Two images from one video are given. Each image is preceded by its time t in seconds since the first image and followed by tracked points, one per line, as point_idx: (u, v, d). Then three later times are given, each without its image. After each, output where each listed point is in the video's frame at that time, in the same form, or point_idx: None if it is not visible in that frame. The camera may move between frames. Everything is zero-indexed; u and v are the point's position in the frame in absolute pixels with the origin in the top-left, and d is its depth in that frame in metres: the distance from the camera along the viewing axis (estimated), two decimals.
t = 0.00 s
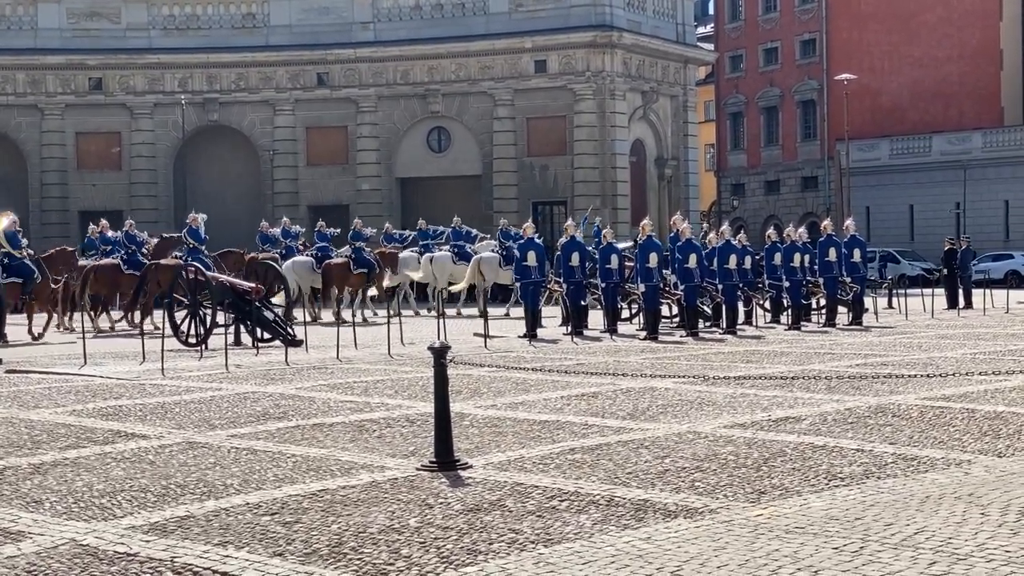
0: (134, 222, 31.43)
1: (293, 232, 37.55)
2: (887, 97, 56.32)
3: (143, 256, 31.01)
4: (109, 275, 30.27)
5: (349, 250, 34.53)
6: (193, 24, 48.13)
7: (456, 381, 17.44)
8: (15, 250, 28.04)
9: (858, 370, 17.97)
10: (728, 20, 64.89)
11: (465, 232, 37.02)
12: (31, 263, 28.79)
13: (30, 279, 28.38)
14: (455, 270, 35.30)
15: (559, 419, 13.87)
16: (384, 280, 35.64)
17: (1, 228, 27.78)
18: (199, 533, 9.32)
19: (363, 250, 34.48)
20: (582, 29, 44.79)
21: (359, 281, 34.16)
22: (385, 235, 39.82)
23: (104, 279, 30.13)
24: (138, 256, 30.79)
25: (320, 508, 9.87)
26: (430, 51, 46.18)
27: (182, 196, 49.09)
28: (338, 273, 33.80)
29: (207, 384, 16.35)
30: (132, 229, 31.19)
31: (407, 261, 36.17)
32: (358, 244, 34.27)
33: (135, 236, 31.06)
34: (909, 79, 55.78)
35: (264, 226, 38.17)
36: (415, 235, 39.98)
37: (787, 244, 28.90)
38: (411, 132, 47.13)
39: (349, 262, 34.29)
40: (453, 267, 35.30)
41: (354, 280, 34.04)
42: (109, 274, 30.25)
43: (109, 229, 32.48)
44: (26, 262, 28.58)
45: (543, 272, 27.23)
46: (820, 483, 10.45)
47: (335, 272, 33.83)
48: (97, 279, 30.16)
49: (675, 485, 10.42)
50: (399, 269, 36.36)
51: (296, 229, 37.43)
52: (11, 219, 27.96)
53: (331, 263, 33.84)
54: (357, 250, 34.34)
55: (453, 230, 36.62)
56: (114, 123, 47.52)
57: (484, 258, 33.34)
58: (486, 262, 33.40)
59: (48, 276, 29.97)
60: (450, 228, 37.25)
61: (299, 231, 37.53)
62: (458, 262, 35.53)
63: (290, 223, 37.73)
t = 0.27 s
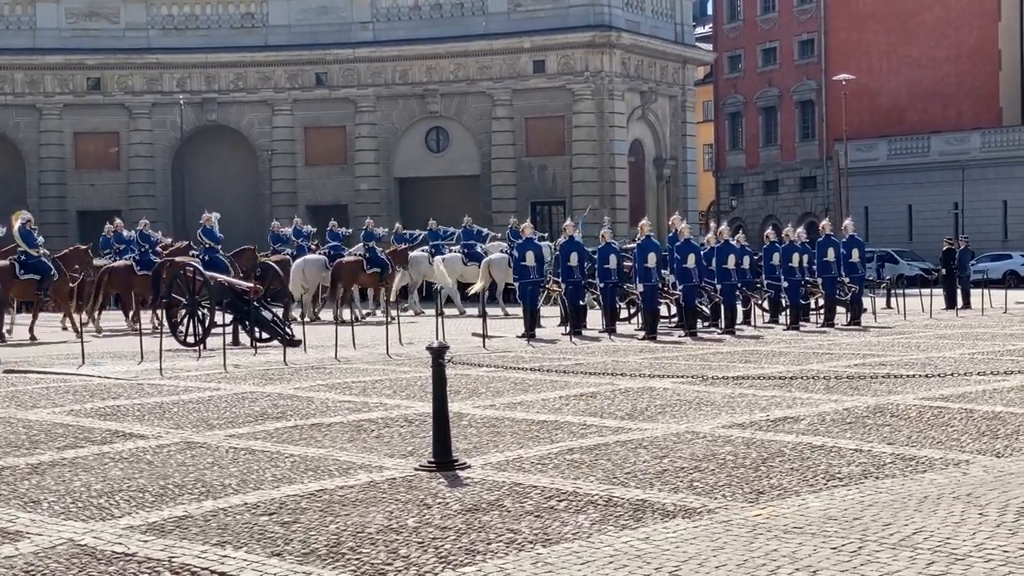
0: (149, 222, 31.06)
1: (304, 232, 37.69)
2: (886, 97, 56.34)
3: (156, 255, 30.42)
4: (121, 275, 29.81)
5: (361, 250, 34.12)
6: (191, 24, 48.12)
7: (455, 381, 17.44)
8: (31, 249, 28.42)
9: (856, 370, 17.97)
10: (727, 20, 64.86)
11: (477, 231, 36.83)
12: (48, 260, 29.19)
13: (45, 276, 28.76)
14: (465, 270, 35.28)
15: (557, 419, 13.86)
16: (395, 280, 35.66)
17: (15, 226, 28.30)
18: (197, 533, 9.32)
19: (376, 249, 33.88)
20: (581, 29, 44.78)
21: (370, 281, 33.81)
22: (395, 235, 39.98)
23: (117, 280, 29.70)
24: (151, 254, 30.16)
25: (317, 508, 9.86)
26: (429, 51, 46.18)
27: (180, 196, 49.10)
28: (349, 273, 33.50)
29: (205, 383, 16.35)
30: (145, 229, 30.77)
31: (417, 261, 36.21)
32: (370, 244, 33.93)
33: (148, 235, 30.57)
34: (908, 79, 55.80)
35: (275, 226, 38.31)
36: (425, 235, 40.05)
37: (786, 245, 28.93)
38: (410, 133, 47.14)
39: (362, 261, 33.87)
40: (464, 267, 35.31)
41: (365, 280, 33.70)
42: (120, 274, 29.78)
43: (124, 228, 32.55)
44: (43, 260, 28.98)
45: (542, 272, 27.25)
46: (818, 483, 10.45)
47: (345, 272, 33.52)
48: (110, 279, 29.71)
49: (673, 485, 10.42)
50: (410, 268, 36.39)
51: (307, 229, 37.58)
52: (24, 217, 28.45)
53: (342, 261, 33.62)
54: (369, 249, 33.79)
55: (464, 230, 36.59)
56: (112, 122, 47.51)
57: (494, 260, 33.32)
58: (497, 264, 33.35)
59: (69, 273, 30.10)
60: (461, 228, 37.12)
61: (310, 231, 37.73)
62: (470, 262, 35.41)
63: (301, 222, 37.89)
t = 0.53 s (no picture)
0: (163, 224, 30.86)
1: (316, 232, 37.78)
2: (883, 98, 56.39)
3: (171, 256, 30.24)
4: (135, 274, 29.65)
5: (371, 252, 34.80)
6: (189, 23, 48.09)
7: (452, 381, 17.43)
8: (48, 250, 28.40)
9: (854, 370, 17.97)
10: (725, 21, 64.85)
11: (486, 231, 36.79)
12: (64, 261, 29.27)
13: (62, 276, 28.78)
14: (475, 270, 35.28)
15: (554, 419, 13.86)
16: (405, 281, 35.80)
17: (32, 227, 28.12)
18: (194, 533, 9.31)
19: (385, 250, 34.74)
20: (579, 29, 44.78)
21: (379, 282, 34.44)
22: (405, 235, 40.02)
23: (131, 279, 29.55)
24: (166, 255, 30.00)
25: (316, 509, 9.85)
26: (426, 51, 46.18)
27: (178, 196, 49.10)
28: (358, 271, 34.07)
29: (202, 384, 16.34)
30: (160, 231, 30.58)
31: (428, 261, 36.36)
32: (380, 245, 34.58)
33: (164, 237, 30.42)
34: (904, 80, 56.01)
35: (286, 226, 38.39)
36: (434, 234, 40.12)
37: (784, 245, 28.93)
38: (407, 133, 47.14)
39: (371, 262, 34.54)
40: (474, 267, 35.31)
41: (374, 280, 34.32)
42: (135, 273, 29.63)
43: (137, 229, 32.36)
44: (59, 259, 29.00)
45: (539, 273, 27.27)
46: (816, 483, 10.46)
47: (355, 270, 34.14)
48: (123, 279, 29.57)
49: (670, 486, 10.42)
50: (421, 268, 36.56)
51: (319, 229, 37.66)
52: (41, 218, 28.27)
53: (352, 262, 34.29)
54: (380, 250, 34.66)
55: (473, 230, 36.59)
56: (109, 122, 47.49)
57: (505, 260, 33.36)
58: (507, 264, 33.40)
59: (81, 273, 29.98)
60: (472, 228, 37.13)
61: (322, 231, 37.78)
62: (480, 262, 35.42)
63: (313, 223, 37.98)
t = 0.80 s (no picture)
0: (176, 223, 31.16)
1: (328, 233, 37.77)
2: (880, 99, 56.42)
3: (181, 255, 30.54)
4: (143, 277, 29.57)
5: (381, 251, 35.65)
6: (187, 24, 48.08)
7: (449, 381, 17.45)
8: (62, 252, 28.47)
9: (852, 371, 17.96)
10: (722, 21, 64.85)
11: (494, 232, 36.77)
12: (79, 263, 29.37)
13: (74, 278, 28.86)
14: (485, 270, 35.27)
15: (551, 420, 13.85)
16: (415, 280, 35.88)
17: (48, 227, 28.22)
18: (192, 534, 9.30)
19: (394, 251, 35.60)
20: (576, 30, 44.78)
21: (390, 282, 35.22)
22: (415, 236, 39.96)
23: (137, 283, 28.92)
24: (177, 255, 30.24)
25: (313, 509, 9.85)
26: (424, 52, 46.17)
27: (176, 197, 49.07)
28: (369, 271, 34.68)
29: (199, 385, 16.34)
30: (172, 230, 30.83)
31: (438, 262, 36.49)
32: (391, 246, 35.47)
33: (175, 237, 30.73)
34: (902, 81, 56.06)
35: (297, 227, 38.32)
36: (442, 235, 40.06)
37: (782, 246, 28.93)
38: (405, 134, 47.14)
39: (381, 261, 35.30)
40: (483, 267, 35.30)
41: (385, 279, 35.01)
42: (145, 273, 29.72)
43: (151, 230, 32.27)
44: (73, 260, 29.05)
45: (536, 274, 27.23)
46: (813, 484, 10.47)
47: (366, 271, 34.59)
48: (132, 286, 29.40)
49: (668, 487, 10.41)
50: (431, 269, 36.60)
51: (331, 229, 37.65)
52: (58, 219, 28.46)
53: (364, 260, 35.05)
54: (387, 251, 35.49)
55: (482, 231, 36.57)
56: (106, 123, 47.47)
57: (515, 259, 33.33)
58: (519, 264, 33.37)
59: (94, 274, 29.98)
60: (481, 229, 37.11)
61: (334, 231, 37.74)
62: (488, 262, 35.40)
63: (325, 223, 37.96)
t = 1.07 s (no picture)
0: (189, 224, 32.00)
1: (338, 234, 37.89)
2: (878, 100, 56.46)
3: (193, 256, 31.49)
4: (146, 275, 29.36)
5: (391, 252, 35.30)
6: (185, 24, 48.06)
7: (445, 382, 17.49)
8: (76, 251, 28.82)
9: (850, 373, 17.95)
10: (720, 22, 64.89)
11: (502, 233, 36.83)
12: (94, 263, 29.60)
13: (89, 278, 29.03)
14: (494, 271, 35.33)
15: (549, 421, 13.84)
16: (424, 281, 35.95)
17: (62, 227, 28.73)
18: (189, 535, 9.30)
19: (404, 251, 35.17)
20: (574, 30, 44.80)
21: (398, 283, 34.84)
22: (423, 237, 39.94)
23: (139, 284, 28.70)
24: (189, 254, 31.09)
25: (311, 510, 9.85)
26: (422, 53, 46.18)
27: (173, 198, 49.06)
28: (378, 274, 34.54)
29: (197, 385, 16.34)
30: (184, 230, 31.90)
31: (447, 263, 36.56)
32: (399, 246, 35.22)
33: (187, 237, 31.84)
34: (899, 82, 56.18)
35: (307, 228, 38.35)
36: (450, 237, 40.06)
37: (778, 246, 28.95)
38: (403, 134, 47.14)
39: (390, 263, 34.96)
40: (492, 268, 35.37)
41: (394, 281, 34.75)
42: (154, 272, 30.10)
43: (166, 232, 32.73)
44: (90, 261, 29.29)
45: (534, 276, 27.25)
46: (810, 485, 10.47)
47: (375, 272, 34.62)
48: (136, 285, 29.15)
49: (665, 488, 10.40)
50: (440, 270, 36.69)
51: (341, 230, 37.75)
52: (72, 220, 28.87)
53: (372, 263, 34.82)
54: (397, 251, 35.07)
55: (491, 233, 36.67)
56: (104, 123, 47.46)
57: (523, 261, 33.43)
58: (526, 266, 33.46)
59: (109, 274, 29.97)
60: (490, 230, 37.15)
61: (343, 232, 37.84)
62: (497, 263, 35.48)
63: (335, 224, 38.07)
